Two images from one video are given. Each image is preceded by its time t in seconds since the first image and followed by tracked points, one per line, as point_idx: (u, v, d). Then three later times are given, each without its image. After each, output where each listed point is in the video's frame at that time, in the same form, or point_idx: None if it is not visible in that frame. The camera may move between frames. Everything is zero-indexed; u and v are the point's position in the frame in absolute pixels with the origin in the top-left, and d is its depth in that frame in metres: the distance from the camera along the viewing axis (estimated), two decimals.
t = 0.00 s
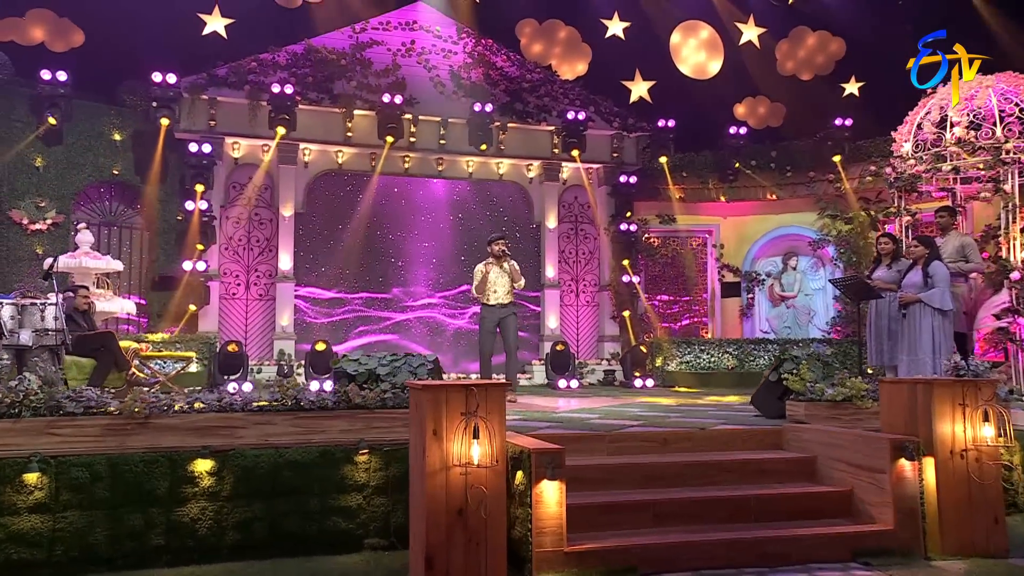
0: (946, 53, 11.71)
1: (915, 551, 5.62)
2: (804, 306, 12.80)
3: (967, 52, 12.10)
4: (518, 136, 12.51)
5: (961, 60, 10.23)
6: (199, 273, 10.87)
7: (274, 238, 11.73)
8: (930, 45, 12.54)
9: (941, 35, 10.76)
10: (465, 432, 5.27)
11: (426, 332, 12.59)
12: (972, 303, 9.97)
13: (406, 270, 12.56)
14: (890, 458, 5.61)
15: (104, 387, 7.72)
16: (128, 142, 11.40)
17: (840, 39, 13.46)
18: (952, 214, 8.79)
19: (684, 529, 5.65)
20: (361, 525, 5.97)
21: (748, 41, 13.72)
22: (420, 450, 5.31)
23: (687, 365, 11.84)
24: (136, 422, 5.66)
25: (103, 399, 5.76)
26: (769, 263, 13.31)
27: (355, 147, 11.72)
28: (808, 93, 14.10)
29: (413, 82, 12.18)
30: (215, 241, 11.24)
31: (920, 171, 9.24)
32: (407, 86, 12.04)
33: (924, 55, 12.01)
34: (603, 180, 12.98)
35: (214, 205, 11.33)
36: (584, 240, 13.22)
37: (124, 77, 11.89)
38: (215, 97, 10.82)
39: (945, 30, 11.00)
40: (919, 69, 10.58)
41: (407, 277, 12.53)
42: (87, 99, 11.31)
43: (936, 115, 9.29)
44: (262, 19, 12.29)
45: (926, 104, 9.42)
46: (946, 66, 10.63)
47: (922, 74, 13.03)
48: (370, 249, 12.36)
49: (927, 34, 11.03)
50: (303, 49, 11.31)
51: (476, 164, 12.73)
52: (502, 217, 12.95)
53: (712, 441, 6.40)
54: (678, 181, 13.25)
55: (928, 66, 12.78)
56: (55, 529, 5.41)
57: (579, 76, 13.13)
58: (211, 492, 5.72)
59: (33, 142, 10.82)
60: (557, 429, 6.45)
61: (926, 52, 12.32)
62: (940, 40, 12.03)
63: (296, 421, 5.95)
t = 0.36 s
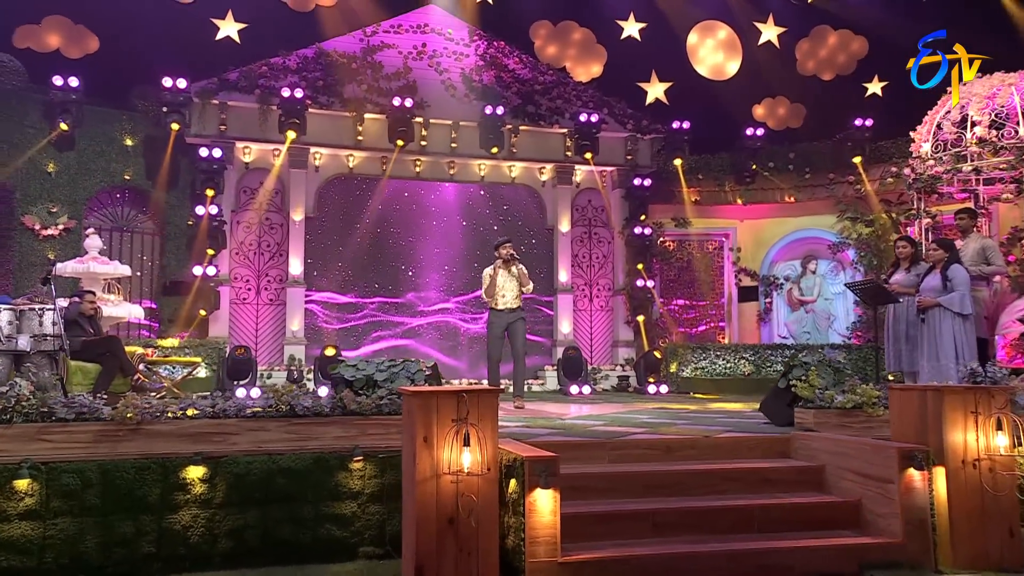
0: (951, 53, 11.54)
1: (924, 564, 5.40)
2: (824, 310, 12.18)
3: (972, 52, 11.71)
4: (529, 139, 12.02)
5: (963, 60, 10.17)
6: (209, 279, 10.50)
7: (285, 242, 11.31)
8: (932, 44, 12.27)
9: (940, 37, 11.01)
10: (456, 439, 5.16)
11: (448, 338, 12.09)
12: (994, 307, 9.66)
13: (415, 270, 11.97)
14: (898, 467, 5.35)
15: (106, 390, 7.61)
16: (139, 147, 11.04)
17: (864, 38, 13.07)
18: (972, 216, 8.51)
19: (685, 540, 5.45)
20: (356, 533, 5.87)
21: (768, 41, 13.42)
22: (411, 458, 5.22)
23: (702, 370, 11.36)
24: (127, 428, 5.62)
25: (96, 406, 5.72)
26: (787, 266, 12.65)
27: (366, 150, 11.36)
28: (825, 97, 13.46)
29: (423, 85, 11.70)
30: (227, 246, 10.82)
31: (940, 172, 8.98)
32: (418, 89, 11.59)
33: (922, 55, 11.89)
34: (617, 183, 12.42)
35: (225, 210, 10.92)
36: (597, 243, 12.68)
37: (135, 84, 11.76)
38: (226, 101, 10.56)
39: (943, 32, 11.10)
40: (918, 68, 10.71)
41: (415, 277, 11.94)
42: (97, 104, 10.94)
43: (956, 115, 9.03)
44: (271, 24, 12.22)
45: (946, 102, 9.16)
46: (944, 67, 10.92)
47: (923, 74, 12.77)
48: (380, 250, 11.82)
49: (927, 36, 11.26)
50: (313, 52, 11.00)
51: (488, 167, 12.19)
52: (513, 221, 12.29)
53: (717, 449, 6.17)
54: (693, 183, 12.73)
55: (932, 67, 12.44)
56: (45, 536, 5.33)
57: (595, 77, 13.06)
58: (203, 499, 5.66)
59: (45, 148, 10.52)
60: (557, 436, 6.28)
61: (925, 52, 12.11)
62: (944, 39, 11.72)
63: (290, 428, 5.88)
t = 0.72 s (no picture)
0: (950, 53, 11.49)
1: None
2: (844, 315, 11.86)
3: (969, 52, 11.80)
4: (543, 142, 11.65)
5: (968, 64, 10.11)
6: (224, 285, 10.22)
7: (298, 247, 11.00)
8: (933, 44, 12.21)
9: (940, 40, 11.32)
10: (449, 446, 5.05)
11: (464, 344, 11.64)
12: (1019, 312, 9.38)
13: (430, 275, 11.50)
14: (908, 477, 5.11)
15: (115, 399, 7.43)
16: (153, 154, 10.73)
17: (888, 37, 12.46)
18: (995, 218, 8.27)
19: (686, 550, 5.26)
20: (352, 541, 5.80)
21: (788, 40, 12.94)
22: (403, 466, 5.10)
23: (720, 377, 11.08)
24: (122, 434, 5.51)
25: (91, 411, 5.62)
26: (807, 270, 12.22)
27: (379, 155, 11.05)
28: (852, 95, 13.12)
29: (436, 89, 11.42)
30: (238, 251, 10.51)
31: (962, 173, 8.73)
32: (431, 93, 11.31)
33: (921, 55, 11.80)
34: (633, 185, 12.02)
35: (237, 215, 10.63)
36: (613, 248, 12.27)
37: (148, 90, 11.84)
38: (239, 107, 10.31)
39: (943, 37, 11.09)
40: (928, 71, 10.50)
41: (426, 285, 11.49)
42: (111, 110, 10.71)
43: (979, 114, 8.76)
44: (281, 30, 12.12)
45: (968, 101, 8.91)
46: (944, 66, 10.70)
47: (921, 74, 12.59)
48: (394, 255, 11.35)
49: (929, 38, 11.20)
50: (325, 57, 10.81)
51: (501, 170, 11.76)
52: (526, 225, 11.87)
53: (722, 458, 5.99)
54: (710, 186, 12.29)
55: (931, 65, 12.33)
56: (39, 543, 5.26)
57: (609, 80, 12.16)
58: (198, 506, 5.56)
59: (59, 154, 10.31)
60: (559, 443, 6.12)
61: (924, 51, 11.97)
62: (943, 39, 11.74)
63: (286, 434, 5.79)
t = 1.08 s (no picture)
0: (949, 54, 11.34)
1: None
2: (864, 320, 11.31)
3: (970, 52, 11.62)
4: (555, 146, 11.14)
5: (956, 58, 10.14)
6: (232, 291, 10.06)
7: (308, 253, 10.66)
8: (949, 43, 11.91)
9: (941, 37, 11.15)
10: (441, 454, 4.93)
11: (478, 348, 11.15)
12: None
13: (444, 281, 11.04)
14: (915, 487, 4.88)
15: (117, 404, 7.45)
16: (164, 159, 10.72)
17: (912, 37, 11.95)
18: (1016, 220, 7.89)
19: (685, 562, 5.09)
20: (347, 550, 5.68)
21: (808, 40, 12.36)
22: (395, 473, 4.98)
23: (735, 384, 10.63)
24: (116, 441, 5.39)
25: (86, 418, 5.50)
26: (826, 274, 11.67)
27: (389, 160, 10.61)
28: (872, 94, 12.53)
29: (447, 94, 10.97)
30: (249, 256, 10.28)
31: (982, 176, 8.45)
32: (441, 98, 10.87)
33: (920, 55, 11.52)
34: (646, 190, 11.55)
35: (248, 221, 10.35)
36: (626, 251, 11.81)
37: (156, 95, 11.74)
38: (249, 112, 10.04)
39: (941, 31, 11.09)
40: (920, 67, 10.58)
41: (439, 292, 11.02)
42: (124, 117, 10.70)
43: (999, 115, 8.52)
44: (293, 35, 12.03)
45: (988, 101, 8.65)
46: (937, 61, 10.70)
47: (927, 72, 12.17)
48: (407, 260, 10.93)
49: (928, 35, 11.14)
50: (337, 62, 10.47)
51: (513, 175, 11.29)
52: (540, 231, 11.43)
53: (726, 466, 5.82)
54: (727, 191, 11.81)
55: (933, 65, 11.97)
56: (31, 551, 5.14)
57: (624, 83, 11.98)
58: (191, 515, 5.43)
59: (71, 160, 10.27)
60: (560, 451, 5.97)
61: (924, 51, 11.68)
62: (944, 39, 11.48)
63: (281, 441, 5.66)
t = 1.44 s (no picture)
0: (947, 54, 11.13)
1: None
2: (882, 325, 11.08)
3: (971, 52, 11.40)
4: (565, 149, 11.09)
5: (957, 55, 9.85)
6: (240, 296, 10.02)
7: (316, 258, 10.66)
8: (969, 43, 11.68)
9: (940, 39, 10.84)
10: (429, 462, 4.70)
11: (489, 354, 11.05)
12: None
13: (452, 287, 10.93)
14: (919, 497, 4.73)
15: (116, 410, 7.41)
16: (173, 164, 10.68)
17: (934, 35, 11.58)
18: None
19: (681, 574, 4.93)
20: (339, 559, 5.52)
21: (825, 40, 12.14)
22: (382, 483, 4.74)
23: (747, 391, 10.40)
24: (107, 447, 5.16)
25: (75, 424, 5.26)
26: (843, 279, 11.42)
27: (398, 163, 10.59)
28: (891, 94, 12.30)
29: (456, 97, 10.88)
30: (256, 261, 10.25)
31: (999, 177, 8.20)
32: (449, 101, 10.77)
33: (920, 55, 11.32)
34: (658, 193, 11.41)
35: (256, 225, 10.33)
36: (637, 256, 11.66)
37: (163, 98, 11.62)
38: (257, 117, 10.01)
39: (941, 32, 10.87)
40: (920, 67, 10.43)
41: (448, 297, 10.91)
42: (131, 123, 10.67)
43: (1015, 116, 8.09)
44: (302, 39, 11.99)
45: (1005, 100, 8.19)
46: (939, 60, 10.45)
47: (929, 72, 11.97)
48: (416, 265, 10.85)
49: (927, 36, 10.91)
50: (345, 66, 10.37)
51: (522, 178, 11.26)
52: (550, 235, 11.29)
53: (729, 474, 5.67)
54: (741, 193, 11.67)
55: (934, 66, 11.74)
56: (18, 559, 4.87)
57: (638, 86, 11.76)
58: (182, 522, 5.23)
59: (80, 166, 10.24)
60: (557, 458, 5.81)
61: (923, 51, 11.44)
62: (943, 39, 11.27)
63: (273, 449, 5.50)
